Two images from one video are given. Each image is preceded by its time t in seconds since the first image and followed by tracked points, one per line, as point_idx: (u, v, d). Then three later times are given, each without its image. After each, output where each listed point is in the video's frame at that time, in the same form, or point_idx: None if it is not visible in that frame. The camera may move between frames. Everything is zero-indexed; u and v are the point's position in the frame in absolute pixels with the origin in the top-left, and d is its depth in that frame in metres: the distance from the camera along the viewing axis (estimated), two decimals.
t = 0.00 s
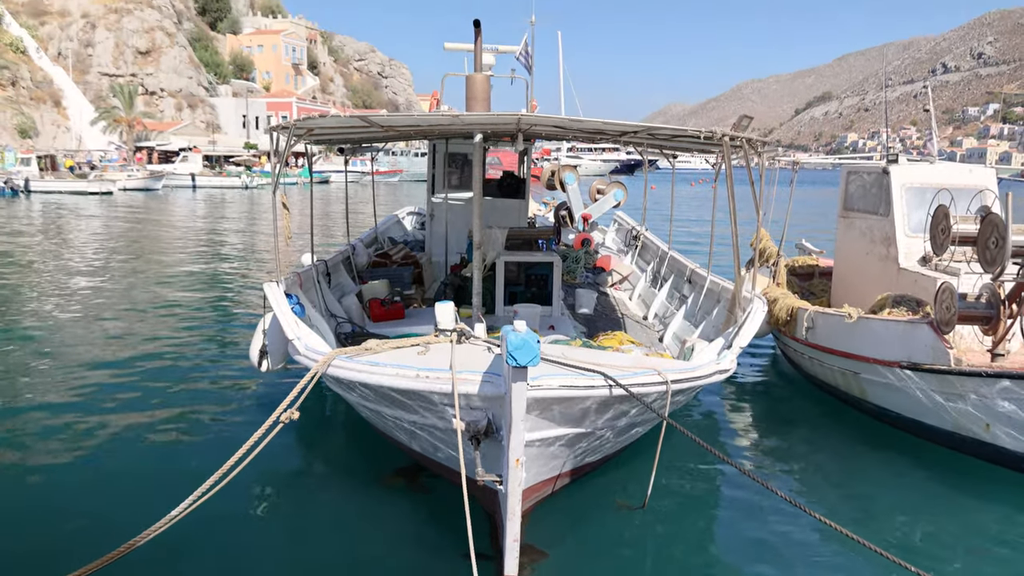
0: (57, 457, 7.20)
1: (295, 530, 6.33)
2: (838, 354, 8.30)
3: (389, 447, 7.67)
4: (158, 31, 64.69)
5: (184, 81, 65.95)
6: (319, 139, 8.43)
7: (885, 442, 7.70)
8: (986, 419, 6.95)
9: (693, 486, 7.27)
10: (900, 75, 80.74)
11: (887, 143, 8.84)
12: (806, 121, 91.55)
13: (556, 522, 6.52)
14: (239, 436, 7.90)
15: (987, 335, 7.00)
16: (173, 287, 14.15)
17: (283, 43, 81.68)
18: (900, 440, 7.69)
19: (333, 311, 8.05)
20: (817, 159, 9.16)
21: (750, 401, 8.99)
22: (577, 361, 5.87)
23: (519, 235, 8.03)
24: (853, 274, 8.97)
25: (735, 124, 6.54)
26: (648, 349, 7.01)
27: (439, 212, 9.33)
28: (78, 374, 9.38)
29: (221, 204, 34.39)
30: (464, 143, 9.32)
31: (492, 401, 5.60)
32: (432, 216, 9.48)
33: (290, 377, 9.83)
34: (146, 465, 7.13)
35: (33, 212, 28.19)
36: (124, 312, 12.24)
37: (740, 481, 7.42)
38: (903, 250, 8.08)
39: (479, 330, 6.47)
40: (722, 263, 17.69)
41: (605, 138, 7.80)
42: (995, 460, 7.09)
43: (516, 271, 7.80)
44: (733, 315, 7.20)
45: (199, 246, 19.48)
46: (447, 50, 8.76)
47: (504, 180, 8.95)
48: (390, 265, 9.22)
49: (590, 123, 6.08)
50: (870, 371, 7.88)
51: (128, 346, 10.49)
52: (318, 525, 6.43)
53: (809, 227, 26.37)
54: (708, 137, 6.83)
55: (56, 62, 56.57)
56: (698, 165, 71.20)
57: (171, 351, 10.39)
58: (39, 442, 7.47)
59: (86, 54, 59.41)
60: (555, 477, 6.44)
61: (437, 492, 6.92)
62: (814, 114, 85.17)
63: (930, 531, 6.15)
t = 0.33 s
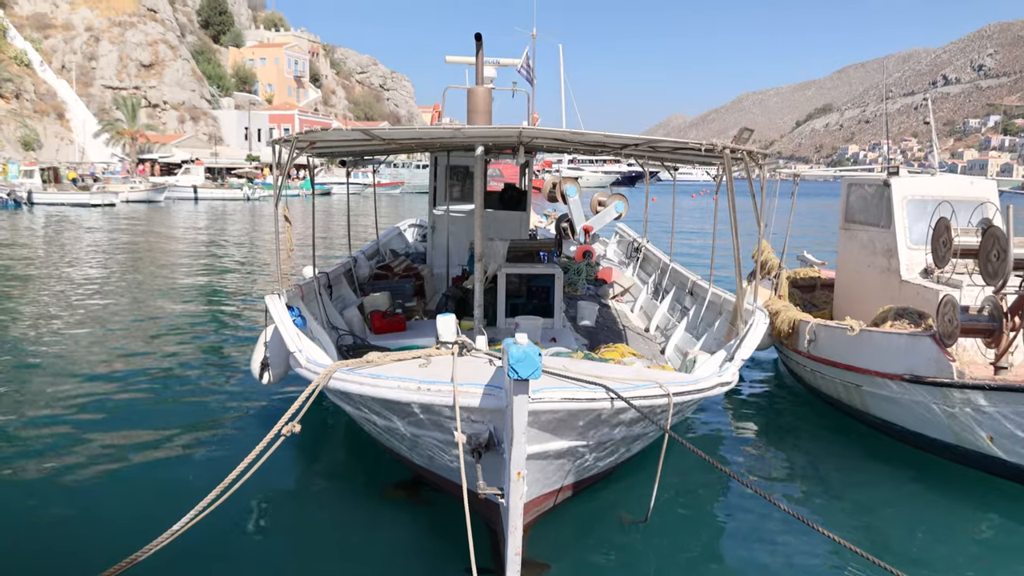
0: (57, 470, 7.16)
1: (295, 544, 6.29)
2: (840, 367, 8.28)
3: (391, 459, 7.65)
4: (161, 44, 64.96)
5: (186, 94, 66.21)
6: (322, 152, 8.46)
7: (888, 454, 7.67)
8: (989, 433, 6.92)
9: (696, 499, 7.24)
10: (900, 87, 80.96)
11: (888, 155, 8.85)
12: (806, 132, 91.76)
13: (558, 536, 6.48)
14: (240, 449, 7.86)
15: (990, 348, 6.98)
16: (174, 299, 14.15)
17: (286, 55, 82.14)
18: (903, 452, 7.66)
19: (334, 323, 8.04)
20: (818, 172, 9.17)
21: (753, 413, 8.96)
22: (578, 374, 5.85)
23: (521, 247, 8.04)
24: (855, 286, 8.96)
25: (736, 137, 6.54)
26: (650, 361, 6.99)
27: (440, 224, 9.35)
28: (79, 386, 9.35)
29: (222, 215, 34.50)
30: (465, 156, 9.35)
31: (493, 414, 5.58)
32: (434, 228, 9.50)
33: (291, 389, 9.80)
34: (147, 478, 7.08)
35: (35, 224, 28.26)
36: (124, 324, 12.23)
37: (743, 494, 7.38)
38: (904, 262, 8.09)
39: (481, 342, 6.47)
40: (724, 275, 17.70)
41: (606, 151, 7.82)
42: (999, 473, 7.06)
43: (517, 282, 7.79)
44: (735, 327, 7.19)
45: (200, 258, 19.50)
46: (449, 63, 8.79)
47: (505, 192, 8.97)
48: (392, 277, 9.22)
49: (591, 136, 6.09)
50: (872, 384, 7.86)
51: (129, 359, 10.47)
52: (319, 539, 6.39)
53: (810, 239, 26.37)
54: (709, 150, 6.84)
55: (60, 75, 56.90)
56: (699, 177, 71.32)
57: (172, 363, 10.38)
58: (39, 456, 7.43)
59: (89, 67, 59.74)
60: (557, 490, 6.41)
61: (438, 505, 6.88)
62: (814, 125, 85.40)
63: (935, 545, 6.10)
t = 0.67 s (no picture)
0: (58, 483, 7.13)
1: (297, 559, 6.24)
2: (843, 380, 8.26)
3: (393, 472, 7.64)
4: (165, 56, 65.35)
5: (190, 105, 66.51)
6: (324, 165, 8.49)
7: (892, 468, 7.64)
8: (994, 446, 6.89)
9: (700, 512, 7.20)
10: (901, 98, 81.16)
11: (889, 168, 8.86)
12: (808, 142, 91.95)
13: (560, 549, 6.44)
14: (242, 463, 7.83)
15: (993, 361, 6.95)
16: (176, 311, 14.16)
17: (289, 68, 82.58)
18: (907, 466, 7.63)
19: (335, 335, 8.04)
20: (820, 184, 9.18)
21: (756, 425, 8.93)
22: (580, 386, 5.84)
23: (523, 260, 8.05)
24: (857, 298, 8.95)
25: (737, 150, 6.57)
26: (652, 373, 6.98)
27: (442, 236, 9.39)
28: (81, 399, 9.35)
29: (224, 227, 34.60)
30: (467, 168, 9.40)
31: (495, 427, 5.56)
32: (435, 241, 9.52)
33: (293, 401, 9.80)
34: (149, 491, 7.05)
35: (38, 236, 28.35)
36: (126, 336, 12.23)
37: (748, 508, 7.34)
38: (906, 275, 8.08)
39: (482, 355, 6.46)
40: (726, 288, 17.71)
41: (608, 163, 7.84)
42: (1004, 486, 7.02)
43: (519, 294, 7.79)
44: (738, 339, 7.18)
45: (202, 270, 19.53)
46: (451, 77, 8.83)
47: (507, 205, 9.01)
48: (394, 289, 9.23)
49: (592, 149, 6.10)
50: (875, 397, 7.84)
51: (131, 371, 10.47)
52: (320, 553, 6.35)
53: (812, 251, 26.36)
54: (710, 163, 6.86)
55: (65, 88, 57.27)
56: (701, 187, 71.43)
57: (174, 376, 10.37)
58: (40, 469, 7.40)
59: (94, 80, 60.07)
60: (559, 503, 6.38)
61: (440, 518, 6.85)
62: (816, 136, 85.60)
63: (943, 559, 6.05)
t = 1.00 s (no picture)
0: (59, 497, 7.08)
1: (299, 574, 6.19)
2: (847, 393, 8.23)
3: (395, 485, 7.61)
4: (169, 69, 65.75)
5: (193, 117, 66.88)
6: (327, 178, 8.51)
7: (896, 481, 7.59)
8: (998, 459, 6.85)
9: (704, 527, 7.14)
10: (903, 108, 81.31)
11: (891, 180, 8.86)
12: (810, 152, 92.14)
13: (563, 562, 6.40)
14: (244, 476, 7.79)
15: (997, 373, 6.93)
16: (179, 323, 14.16)
17: (292, 80, 82.98)
18: (912, 479, 7.58)
19: (338, 347, 8.04)
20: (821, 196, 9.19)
21: (759, 438, 8.89)
22: (582, 399, 5.82)
23: (525, 272, 8.06)
24: (860, 310, 8.93)
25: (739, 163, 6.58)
26: (654, 386, 6.96)
27: (444, 248, 9.40)
28: (82, 412, 9.31)
29: (226, 239, 34.66)
30: (469, 181, 9.43)
31: (497, 440, 5.54)
32: (438, 252, 9.52)
33: (295, 414, 9.77)
34: (150, 505, 7.01)
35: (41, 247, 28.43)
36: (128, 349, 12.20)
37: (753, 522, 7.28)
38: (909, 287, 8.06)
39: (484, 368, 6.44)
40: (729, 299, 17.70)
41: (609, 176, 7.85)
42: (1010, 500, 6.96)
43: (521, 306, 7.79)
44: (741, 351, 7.17)
45: (204, 282, 19.55)
46: (453, 89, 8.87)
47: (509, 216, 9.03)
48: (396, 301, 9.23)
49: (594, 162, 6.12)
50: (879, 410, 7.80)
51: (133, 384, 10.44)
52: (322, 567, 6.30)
53: (815, 263, 26.36)
54: (711, 175, 6.86)
55: (69, 100, 57.59)
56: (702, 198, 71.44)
57: (176, 389, 10.35)
58: (41, 482, 7.36)
59: (98, 92, 60.37)
60: (562, 517, 6.34)
61: (442, 532, 6.81)
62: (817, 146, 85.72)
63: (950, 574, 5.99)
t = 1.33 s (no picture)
0: (60, 509, 7.06)
1: None
2: (851, 405, 8.19)
3: (397, 498, 7.58)
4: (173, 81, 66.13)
5: (197, 129, 67.20)
6: (330, 190, 8.54)
7: (901, 494, 7.55)
8: (1003, 472, 6.80)
9: (708, 540, 7.10)
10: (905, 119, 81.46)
11: (893, 192, 8.87)
12: (812, 163, 92.23)
13: None
14: (245, 488, 7.76)
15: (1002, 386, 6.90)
16: (182, 335, 14.16)
17: (295, 93, 83.38)
18: (916, 492, 7.53)
19: (340, 358, 8.03)
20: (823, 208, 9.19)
21: (763, 450, 8.85)
22: (584, 412, 5.81)
23: (527, 284, 8.06)
24: (863, 322, 8.91)
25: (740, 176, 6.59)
26: (657, 398, 6.94)
27: (447, 260, 9.41)
28: (84, 424, 9.29)
29: (229, 250, 34.75)
30: (471, 193, 9.45)
31: (499, 454, 5.51)
32: (440, 264, 9.53)
33: (298, 426, 9.75)
34: (151, 518, 6.97)
35: (46, 259, 28.52)
36: (131, 361, 12.20)
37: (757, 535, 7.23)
38: (912, 299, 8.04)
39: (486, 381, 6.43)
40: (732, 312, 17.70)
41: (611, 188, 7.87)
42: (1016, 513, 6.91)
43: (524, 318, 7.78)
44: (743, 363, 7.15)
45: (208, 294, 19.58)
46: (455, 102, 8.91)
47: (512, 228, 9.04)
48: (399, 313, 9.24)
49: (596, 174, 6.14)
50: (883, 422, 7.77)
51: (135, 396, 10.43)
52: None
53: (818, 275, 26.36)
54: (713, 187, 6.87)
55: (74, 112, 57.93)
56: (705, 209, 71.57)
57: (178, 401, 10.33)
58: (43, 495, 7.33)
59: (102, 104, 60.70)
60: (564, 530, 6.30)
61: (445, 545, 6.78)
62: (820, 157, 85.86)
63: None
